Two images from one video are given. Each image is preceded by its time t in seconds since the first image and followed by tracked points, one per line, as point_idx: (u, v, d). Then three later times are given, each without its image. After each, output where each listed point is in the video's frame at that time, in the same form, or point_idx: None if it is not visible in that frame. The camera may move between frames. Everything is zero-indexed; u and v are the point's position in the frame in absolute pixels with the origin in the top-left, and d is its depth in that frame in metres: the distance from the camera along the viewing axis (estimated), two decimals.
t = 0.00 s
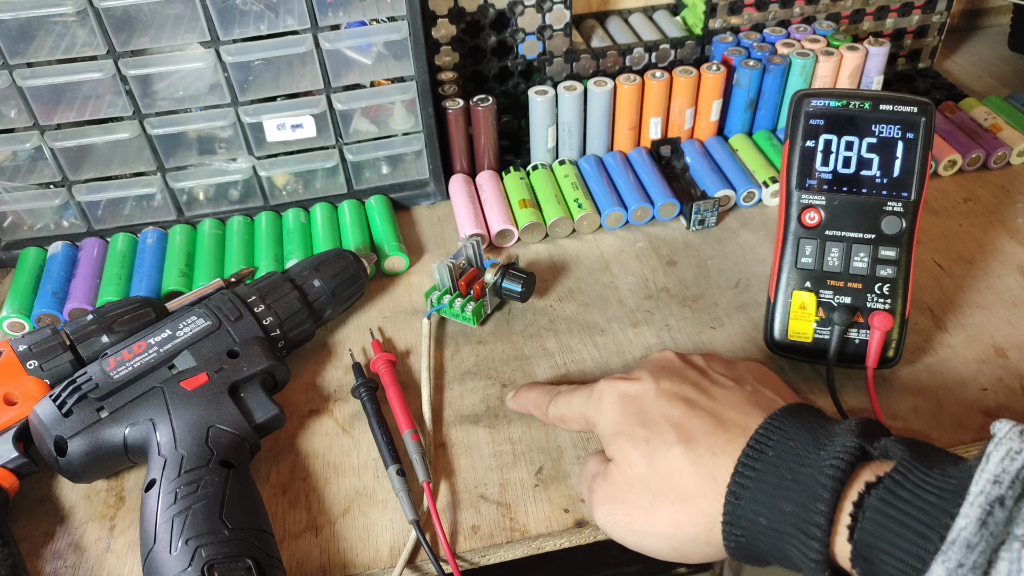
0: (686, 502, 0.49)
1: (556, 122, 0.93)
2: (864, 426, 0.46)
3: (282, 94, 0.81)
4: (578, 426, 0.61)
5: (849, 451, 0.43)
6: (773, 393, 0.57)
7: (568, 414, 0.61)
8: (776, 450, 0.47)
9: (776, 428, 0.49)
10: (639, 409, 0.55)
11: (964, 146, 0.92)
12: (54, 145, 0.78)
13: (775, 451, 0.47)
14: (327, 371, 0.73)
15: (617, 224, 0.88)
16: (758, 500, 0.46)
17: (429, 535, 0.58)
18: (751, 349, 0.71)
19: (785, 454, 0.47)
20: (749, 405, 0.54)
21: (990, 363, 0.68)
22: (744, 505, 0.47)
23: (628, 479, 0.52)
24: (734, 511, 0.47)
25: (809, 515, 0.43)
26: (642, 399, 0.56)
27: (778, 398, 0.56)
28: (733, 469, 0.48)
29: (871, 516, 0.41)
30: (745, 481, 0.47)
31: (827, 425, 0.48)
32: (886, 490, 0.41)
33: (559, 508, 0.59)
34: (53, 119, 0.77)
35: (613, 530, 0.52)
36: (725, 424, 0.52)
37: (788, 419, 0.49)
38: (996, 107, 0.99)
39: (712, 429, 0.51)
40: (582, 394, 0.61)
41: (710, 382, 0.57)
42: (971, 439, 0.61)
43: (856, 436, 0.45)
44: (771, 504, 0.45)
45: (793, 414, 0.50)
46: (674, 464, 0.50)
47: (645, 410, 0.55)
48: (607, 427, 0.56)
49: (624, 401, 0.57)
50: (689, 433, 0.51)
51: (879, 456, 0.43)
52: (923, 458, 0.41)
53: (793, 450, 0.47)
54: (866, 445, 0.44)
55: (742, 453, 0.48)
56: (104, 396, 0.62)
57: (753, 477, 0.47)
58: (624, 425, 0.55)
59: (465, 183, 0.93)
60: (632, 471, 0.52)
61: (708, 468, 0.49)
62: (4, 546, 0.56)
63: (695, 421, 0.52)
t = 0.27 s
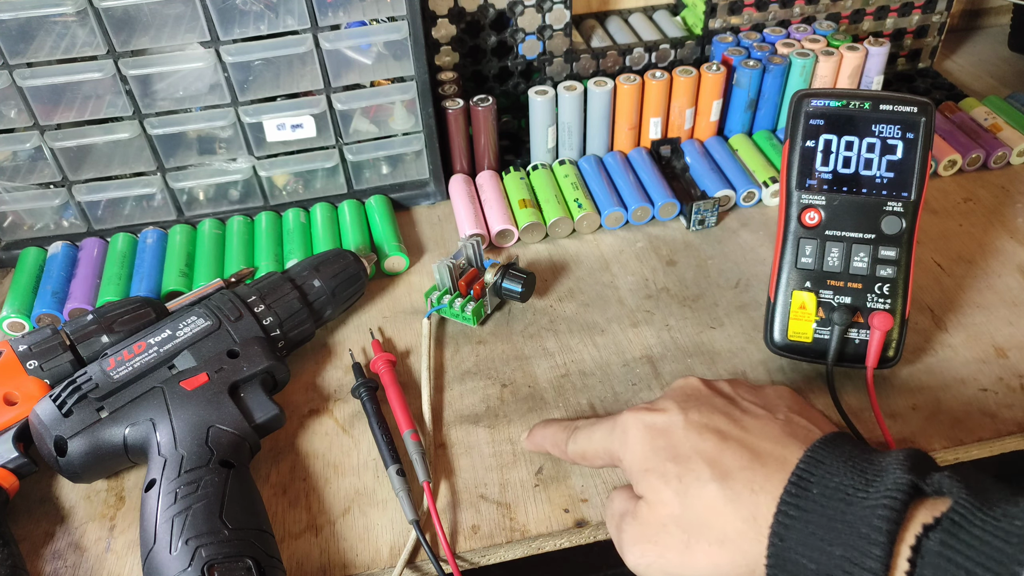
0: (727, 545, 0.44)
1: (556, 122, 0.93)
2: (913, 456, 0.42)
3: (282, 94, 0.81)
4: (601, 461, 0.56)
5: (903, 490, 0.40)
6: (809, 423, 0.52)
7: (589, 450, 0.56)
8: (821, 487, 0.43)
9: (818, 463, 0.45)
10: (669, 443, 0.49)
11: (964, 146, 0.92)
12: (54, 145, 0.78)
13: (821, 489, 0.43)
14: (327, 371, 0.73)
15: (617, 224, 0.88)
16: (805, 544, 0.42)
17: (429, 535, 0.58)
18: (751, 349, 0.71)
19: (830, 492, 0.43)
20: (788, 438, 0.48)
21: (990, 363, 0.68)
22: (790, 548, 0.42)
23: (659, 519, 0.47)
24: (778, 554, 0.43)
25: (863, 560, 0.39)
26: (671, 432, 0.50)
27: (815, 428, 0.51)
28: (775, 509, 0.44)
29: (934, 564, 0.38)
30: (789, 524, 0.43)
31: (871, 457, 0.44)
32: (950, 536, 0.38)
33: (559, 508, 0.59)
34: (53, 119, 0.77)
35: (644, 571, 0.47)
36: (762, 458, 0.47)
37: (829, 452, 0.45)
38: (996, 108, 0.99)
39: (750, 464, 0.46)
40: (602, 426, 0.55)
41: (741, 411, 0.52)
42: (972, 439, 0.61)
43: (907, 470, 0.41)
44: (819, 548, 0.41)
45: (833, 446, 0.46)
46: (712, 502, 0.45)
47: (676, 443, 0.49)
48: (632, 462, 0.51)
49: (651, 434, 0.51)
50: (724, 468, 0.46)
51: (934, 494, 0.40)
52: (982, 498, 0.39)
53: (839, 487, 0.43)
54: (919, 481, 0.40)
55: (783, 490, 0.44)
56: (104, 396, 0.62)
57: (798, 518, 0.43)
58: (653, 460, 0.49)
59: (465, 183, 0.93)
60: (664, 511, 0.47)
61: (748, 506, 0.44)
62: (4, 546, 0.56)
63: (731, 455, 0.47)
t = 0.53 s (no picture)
0: (775, 540, 0.44)
1: (556, 122, 0.93)
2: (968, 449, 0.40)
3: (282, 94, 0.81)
4: (643, 459, 0.54)
5: (956, 485, 0.39)
6: (853, 416, 0.51)
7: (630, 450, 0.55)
8: (872, 483, 0.42)
9: (869, 456, 0.44)
10: (713, 438, 0.49)
11: (964, 146, 0.92)
12: (54, 145, 0.78)
13: (872, 485, 0.42)
14: (327, 371, 0.73)
15: (617, 224, 0.88)
16: (857, 541, 0.41)
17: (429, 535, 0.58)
18: (751, 349, 0.71)
19: (882, 486, 0.42)
20: (832, 432, 0.48)
21: (990, 362, 0.68)
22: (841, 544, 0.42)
23: (704, 513, 0.47)
24: (828, 550, 0.42)
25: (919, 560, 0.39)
26: (715, 427, 0.50)
27: (860, 422, 0.51)
28: (825, 505, 0.43)
29: (991, 559, 0.36)
30: (840, 519, 0.42)
31: (926, 450, 0.43)
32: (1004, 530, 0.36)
33: (559, 508, 0.59)
34: (53, 119, 0.77)
35: (690, 566, 0.47)
36: (808, 452, 0.47)
37: (881, 445, 0.44)
38: (996, 108, 0.99)
39: (796, 459, 0.46)
40: (642, 423, 0.54)
41: (784, 405, 0.52)
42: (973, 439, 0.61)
43: (961, 464, 0.39)
44: (873, 545, 0.41)
45: (885, 438, 0.45)
46: (759, 497, 0.45)
47: (719, 438, 0.49)
48: (675, 458, 0.50)
49: (694, 429, 0.50)
50: (770, 463, 0.46)
51: (989, 486, 0.38)
52: None
53: (892, 482, 0.42)
54: (974, 474, 0.39)
55: (833, 486, 0.44)
56: (104, 396, 0.62)
57: (849, 514, 0.42)
58: (697, 455, 0.49)
59: (465, 183, 0.93)
60: (710, 506, 0.47)
61: (795, 502, 0.44)
62: (4, 546, 0.56)
63: (777, 448, 0.47)
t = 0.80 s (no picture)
0: (748, 481, 0.47)
1: (556, 122, 0.93)
2: (929, 397, 0.44)
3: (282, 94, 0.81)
4: (632, 412, 0.60)
5: (915, 425, 0.42)
6: (829, 368, 0.55)
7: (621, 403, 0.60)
8: (838, 425, 0.46)
9: (837, 403, 0.47)
10: (695, 388, 0.53)
11: (964, 146, 0.92)
12: (54, 145, 0.78)
13: (838, 426, 0.45)
14: (327, 371, 0.73)
15: (618, 224, 0.88)
16: (822, 475, 0.44)
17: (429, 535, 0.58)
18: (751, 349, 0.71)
19: (847, 428, 0.45)
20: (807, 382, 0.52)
21: (990, 362, 0.68)
22: (806, 479, 0.45)
23: (686, 458, 0.50)
24: (796, 486, 0.45)
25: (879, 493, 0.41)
26: (697, 379, 0.54)
27: (836, 373, 0.54)
28: (794, 444, 0.46)
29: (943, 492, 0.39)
30: (807, 458, 0.45)
31: (890, 398, 0.46)
32: (956, 464, 0.39)
33: (559, 508, 0.59)
34: (53, 119, 0.77)
35: (671, 507, 0.51)
36: (782, 400, 0.50)
37: (848, 394, 0.48)
38: (996, 107, 0.99)
39: (772, 407, 0.49)
40: (633, 380, 0.59)
41: (764, 359, 0.55)
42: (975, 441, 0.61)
43: (921, 409, 0.43)
44: (835, 479, 0.44)
45: (853, 388, 0.48)
46: (734, 442, 0.48)
47: (700, 388, 0.53)
48: (661, 408, 0.54)
49: (678, 381, 0.54)
50: (746, 411, 0.49)
51: (945, 428, 0.41)
52: (992, 430, 0.40)
53: (856, 424, 0.45)
54: (932, 417, 0.42)
55: (803, 429, 0.47)
56: (104, 396, 0.62)
57: (816, 451, 0.45)
58: (679, 405, 0.52)
59: (465, 183, 0.93)
60: (691, 450, 0.50)
61: (768, 444, 0.47)
62: (4, 546, 0.56)
63: (753, 398, 0.50)
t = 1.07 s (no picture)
0: (721, 432, 0.51)
1: (556, 122, 0.93)
2: (897, 354, 0.45)
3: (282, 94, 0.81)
4: (626, 369, 0.64)
5: (876, 377, 0.44)
6: (810, 331, 0.57)
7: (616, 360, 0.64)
8: (809, 379, 0.48)
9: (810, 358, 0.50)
10: (681, 346, 0.56)
11: (964, 146, 0.92)
12: (54, 145, 0.78)
13: (807, 378, 0.48)
14: (327, 371, 0.73)
15: (617, 224, 0.88)
16: (789, 424, 0.47)
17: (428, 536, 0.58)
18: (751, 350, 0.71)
19: (817, 381, 0.48)
20: (786, 342, 0.54)
21: (990, 363, 0.68)
22: (775, 428, 0.48)
23: (668, 410, 0.54)
24: (765, 436, 0.48)
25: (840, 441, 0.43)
26: (683, 337, 0.57)
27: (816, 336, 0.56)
28: (766, 396, 0.49)
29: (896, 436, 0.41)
30: (777, 407, 0.48)
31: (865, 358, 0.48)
32: (913, 412, 0.40)
33: (559, 508, 0.59)
34: (53, 119, 0.77)
35: (654, 458, 0.55)
36: (759, 357, 0.53)
37: (823, 350, 0.50)
38: (996, 107, 0.99)
39: (748, 362, 0.52)
40: (628, 340, 0.64)
41: (748, 321, 0.58)
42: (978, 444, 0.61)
43: (885, 363, 0.45)
44: (801, 427, 0.47)
45: (828, 346, 0.51)
46: (711, 394, 0.52)
47: (686, 346, 0.56)
48: (648, 364, 0.58)
49: (666, 340, 0.58)
50: (725, 365, 0.53)
51: (906, 381, 0.43)
52: (950, 382, 0.41)
53: (825, 377, 0.47)
54: (894, 371, 0.44)
55: (775, 381, 0.50)
56: (104, 396, 0.62)
57: (785, 402, 0.48)
58: (664, 361, 0.56)
59: (465, 183, 0.93)
60: (672, 404, 0.54)
61: (742, 396, 0.51)
62: (4, 546, 0.56)
63: (733, 355, 0.53)
